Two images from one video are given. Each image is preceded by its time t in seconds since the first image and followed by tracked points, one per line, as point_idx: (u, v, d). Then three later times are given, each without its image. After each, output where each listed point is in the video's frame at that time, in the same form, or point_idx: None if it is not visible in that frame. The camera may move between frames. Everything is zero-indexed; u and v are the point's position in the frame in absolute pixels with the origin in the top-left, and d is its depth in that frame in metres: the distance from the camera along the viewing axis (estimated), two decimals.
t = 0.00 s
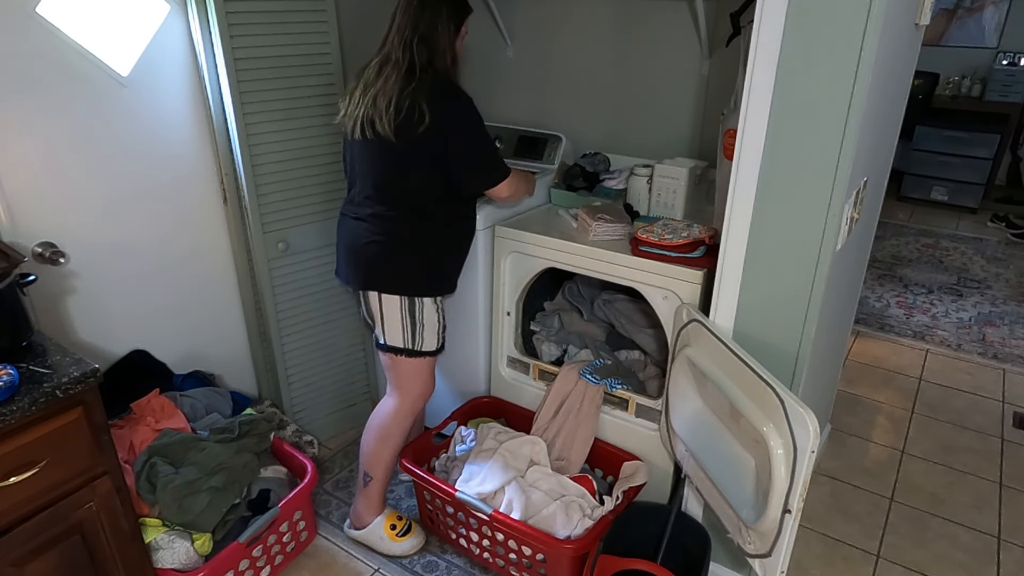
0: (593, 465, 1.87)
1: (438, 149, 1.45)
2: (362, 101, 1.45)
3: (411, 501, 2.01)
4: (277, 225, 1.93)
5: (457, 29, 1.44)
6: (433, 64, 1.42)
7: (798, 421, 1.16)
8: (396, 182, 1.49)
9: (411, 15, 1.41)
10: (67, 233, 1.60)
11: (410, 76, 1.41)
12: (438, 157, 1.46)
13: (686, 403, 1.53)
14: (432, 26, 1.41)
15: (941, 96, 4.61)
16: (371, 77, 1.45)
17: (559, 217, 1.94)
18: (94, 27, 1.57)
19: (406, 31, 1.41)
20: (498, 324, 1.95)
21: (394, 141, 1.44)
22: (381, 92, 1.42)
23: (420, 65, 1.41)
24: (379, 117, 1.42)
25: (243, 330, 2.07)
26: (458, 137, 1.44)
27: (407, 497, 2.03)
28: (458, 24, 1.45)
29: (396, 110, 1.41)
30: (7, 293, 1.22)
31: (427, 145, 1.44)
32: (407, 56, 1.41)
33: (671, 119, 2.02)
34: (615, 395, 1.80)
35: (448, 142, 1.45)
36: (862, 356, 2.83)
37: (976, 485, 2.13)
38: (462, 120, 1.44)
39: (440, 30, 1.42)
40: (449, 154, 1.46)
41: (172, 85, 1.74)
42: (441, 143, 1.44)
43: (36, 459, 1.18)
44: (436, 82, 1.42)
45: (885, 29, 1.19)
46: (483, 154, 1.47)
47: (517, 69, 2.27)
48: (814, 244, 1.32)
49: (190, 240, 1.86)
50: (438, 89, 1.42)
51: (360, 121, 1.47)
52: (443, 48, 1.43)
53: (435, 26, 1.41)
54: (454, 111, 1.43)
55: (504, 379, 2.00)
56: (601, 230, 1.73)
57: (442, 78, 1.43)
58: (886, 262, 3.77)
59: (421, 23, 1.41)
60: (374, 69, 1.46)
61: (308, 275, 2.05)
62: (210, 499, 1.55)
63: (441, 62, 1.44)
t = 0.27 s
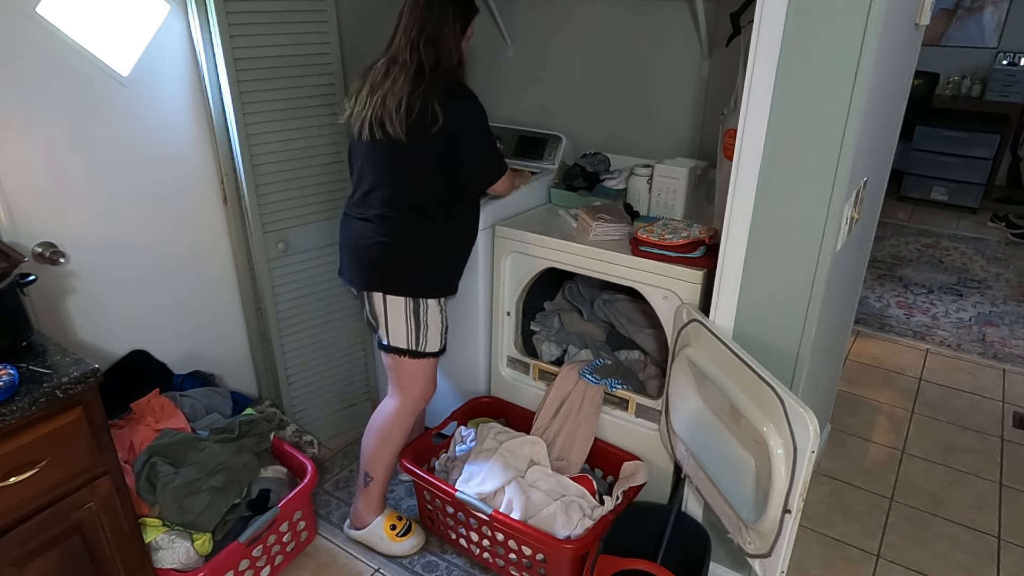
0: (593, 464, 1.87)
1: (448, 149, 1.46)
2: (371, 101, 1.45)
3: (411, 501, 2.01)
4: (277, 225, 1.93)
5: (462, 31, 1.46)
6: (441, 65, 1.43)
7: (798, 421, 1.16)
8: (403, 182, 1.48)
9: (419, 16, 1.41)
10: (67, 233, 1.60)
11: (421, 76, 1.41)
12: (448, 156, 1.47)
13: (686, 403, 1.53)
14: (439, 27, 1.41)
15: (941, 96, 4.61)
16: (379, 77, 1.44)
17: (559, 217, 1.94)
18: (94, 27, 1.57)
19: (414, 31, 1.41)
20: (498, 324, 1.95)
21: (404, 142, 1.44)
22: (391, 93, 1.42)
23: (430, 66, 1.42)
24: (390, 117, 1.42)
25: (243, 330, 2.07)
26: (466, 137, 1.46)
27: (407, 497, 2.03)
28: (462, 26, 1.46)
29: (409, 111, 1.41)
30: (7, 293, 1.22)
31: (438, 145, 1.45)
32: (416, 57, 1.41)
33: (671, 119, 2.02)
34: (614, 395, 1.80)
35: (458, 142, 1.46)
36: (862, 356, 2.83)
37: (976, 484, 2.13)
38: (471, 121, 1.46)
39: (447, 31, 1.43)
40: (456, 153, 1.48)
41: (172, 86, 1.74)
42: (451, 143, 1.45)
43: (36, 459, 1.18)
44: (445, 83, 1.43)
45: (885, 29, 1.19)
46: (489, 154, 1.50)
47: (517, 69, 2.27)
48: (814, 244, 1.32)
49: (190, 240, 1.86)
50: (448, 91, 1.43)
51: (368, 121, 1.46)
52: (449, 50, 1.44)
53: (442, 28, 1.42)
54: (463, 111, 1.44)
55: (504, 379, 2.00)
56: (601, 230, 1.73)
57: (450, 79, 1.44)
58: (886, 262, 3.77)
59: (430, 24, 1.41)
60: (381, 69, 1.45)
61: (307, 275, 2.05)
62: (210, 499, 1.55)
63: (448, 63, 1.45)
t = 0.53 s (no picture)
0: (592, 464, 1.87)
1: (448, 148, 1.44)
2: (378, 102, 1.47)
3: (411, 501, 2.01)
4: (277, 225, 1.93)
5: (476, 36, 1.44)
6: (449, 68, 1.43)
7: (798, 421, 1.15)
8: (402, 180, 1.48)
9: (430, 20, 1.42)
10: (68, 233, 1.60)
11: (423, 79, 1.41)
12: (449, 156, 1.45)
13: (685, 403, 1.53)
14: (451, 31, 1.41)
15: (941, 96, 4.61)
16: (389, 79, 1.47)
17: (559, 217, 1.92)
18: (95, 27, 1.57)
19: (425, 34, 1.42)
20: (498, 324, 1.95)
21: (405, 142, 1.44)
22: (397, 94, 1.43)
23: (435, 70, 1.41)
24: (394, 118, 1.43)
25: (243, 330, 2.08)
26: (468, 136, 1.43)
27: (407, 497, 2.03)
28: (477, 31, 1.45)
29: (411, 111, 1.41)
30: (7, 293, 1.22)
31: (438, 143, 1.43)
32: (425, 60, 1.42)
33: (671, 120, 2.02)
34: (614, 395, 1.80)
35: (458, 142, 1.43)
36: (862, 356, 2.83)
37: (976, 484, 2.13)
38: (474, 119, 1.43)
39: (458, 35, 1.42)
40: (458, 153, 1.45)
41: (172, 86, 1.74)
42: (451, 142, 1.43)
43: (36, 459, 1.18)
44: (451, 84, 1.42)
45: (885, 29, 1.19)
46: (491, 157, 1.45)
47: (517, 69, 2.27)
48: (814, 244, 1.32)
49: (190, 240, 1.86)
50: (453, 96, 1.41)
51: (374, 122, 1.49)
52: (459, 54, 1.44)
53: (453, 31, 1.41)
54: (466, 112, 1.42)
55: (505, 379, 2.00)
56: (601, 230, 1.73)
57: (457, 81, 1.43)
58: (886, 262, 3.77)
59: (439, 28, 1.41)
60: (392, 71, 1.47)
61: (307, 275, 2.05)
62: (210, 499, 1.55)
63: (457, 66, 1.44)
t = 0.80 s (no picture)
0: (593, 464, 1.87)
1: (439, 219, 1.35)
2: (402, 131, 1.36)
3: (411, 501, 2.01)
4: (277, 225, 1.93)
5: (519, 124, 1.33)
6: (482, 141, 1.31)
7: (798, 421, 1.15)
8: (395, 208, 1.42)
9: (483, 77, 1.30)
10: (67, 233, 1.60)
11: (455, 146, 1.30)
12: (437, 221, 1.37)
13: (686, 404, 1.53)
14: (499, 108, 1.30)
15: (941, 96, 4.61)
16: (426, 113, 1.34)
17: (560, 217, 1.93)
18: (95, 27, 1.57)
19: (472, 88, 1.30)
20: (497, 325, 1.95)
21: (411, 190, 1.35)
22: (422, 142, 1.32)
23: (468, 143, 1.30)
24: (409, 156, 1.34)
25: (243, 330, 2.08)
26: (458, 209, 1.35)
27: (407, 497, 2.03)
28: (523, 121, 1.34)
29: (425, 169, 1.31)
30: (7, 292, 1.22)
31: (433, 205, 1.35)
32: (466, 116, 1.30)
33: (671, 120, 2.02)
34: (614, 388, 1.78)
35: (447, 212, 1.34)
36: (863, 356, 2.83)
37: (976, 484, 2.13)
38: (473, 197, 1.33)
39: (504, 111, 1.30)
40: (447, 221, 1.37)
41: (172, 86, 1.74)
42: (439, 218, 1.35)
43: (36, 459, 1.18)
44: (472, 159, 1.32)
45: (884, 29, 1.19)
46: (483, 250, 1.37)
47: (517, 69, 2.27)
48: (815, 244, 1.32)
49: (189, 240, 1.86)
50: (469, 176, 1.31)
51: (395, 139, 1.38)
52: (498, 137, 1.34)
53: (500, 116, 1.31)
54: (476, 182, 1.32)
55: (504, 379, 2.00)
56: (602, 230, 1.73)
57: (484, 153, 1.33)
58: (886, 262, 3.77)
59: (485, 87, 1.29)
60: (433, 112, 1.33)
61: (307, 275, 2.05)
62: (210, 499, 1.55)
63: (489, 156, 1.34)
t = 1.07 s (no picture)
0: (592, 464, 1.87)
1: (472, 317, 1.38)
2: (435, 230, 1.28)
3: (411, 501, 2.01)
4: (277, 225, 1.93)
5: (550, 235, 1.28)
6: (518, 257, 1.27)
7: (798, 421, 1.15)
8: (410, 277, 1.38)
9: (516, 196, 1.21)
10: (67, 232, 1.60)
11: (498, 262, 1.25)
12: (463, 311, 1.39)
13: (686, 404, 1.53)
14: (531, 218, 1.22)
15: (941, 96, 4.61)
16: (463, 211, 1.23)
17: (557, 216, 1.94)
18: (95, 27, 1.56)
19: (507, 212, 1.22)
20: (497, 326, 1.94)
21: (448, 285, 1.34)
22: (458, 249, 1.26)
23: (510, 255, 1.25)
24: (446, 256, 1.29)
25: (243, 330, 2.08)
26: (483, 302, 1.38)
27: (407, 497, 2.03)
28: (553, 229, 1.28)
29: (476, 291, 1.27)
30: (6, 292, 1.21)
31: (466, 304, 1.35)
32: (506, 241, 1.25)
33: (671, 120, 2.02)
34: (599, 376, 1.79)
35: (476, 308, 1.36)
36: (862, 356, 2.83)
37: (976, 485, 2.13)
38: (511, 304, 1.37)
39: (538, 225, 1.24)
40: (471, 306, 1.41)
41: (172, 86, 1.74)
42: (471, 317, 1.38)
43: (35, 459, 1.18)
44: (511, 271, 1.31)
45: (884, 29, 1.19)
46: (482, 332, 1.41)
47: (517, 69, 2.27)
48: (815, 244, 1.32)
49: (189, 240, 1.86)
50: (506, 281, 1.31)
51: (431, 230, 1.29)
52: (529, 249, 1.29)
53: (534, 229, 1.24)
54: (511, 291, 1.34)
55: (504, 379, 2.00)
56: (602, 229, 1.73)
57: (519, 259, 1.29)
58: (886, 262, 3.77)
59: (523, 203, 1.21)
60: (464, 223, 1.23)
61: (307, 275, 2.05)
62: (210, 499, 1.55)
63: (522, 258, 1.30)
